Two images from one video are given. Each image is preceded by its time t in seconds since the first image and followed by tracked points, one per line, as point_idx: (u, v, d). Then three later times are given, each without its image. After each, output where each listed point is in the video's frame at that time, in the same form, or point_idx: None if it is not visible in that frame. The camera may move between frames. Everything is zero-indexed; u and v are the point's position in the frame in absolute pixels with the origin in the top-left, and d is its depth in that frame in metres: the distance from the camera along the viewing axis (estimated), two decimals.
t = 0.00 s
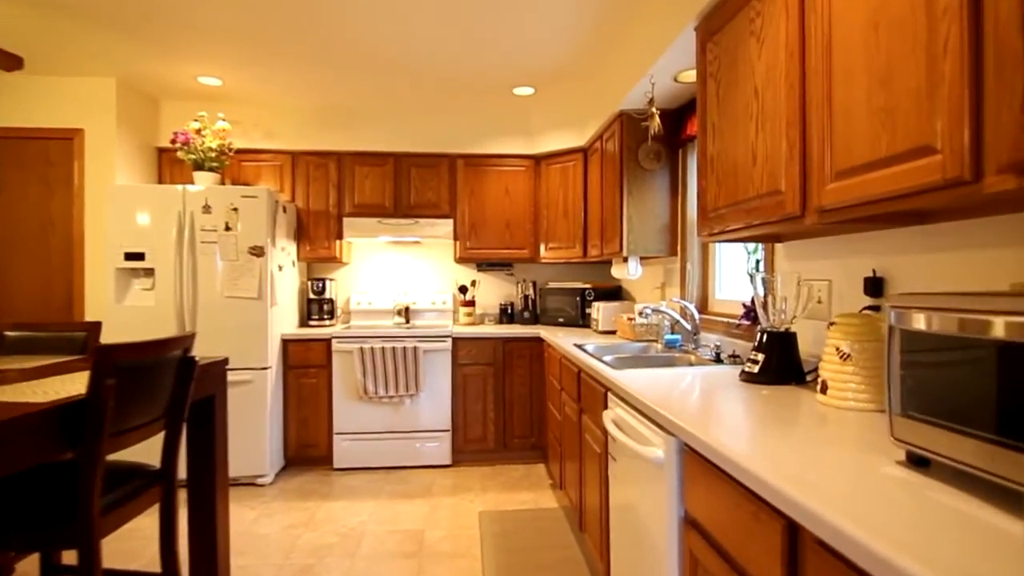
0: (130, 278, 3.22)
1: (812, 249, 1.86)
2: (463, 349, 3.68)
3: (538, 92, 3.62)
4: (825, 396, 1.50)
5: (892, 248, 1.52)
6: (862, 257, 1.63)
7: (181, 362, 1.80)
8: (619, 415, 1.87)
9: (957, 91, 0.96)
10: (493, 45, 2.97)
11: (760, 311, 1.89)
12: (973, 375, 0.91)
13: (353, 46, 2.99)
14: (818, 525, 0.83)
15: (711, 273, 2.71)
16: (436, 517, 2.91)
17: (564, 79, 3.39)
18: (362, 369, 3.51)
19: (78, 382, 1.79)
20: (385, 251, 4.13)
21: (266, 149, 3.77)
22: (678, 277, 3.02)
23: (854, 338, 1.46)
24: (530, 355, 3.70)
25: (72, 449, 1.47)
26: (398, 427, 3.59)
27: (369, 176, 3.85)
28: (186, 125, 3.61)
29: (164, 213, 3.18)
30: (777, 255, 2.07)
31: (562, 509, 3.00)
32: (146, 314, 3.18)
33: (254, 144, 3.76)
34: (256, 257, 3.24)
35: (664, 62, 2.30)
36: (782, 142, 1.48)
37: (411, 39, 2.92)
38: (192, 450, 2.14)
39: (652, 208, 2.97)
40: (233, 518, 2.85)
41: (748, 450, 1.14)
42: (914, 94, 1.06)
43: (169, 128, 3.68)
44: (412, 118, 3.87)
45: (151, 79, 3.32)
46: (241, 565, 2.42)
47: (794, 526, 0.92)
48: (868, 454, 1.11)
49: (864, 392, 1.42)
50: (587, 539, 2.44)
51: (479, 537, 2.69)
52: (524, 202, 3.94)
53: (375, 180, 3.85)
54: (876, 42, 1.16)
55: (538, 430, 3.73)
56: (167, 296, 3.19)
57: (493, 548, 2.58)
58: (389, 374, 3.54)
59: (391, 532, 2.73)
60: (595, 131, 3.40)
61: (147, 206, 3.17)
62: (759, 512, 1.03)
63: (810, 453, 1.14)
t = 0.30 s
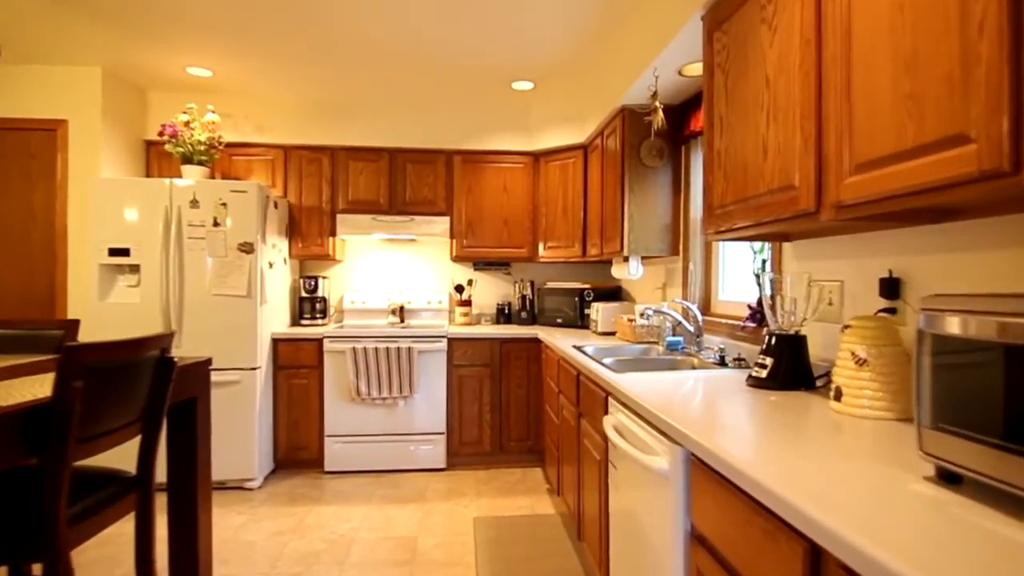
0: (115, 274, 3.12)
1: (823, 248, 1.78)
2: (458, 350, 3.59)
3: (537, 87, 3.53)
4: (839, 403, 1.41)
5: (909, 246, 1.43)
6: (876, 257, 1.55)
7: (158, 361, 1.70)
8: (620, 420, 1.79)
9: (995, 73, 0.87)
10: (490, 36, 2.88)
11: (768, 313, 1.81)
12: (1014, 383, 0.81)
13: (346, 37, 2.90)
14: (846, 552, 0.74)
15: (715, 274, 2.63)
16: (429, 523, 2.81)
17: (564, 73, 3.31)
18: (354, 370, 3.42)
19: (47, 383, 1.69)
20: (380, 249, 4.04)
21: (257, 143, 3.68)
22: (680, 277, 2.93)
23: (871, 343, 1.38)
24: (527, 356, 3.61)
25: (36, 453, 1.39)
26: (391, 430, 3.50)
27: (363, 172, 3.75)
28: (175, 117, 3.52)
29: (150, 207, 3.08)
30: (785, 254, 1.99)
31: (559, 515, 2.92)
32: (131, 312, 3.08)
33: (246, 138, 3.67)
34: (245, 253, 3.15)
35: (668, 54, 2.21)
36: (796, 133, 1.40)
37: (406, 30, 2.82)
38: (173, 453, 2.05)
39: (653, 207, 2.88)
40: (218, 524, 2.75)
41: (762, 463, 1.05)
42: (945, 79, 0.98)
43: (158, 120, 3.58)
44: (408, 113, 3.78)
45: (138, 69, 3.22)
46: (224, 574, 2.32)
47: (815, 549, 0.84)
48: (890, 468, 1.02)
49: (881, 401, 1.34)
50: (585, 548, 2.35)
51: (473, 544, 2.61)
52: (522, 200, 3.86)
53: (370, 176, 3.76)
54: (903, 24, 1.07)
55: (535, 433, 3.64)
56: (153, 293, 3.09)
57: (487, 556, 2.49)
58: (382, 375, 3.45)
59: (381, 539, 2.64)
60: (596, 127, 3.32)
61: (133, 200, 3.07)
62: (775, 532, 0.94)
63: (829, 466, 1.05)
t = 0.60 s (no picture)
0: (100, 270, 3.00)
1: (845, 246, 1.68)
2: (457, 350, 3.49)
3: (539, 79, 3.42)
4: (870, 413, 1.32)
5: (943, 245, 1.33)
6: (906, 257, 1.44)
7: (137, 363, 1.59)
8: (628, 428, 1.69)
9: None
10: (491, 26, 2.77)
11: (787, 315, 1.74)
12: None
13: (341, 25, 2.78)
14: None
15: (724, 273, 2.53)
16: (425, 531, 2.71)
17: (567, 64, 3.19)
18: (349, 370, 3.31)
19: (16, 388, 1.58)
20: (376, 245, 3.93)
21: (249, 135, 3.56)
22: (686, 276, 2.83)
23: (906, 349, 1.28)
24: (527, 356, 3.51)
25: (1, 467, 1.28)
26: (387, 432, 3.39)
27: (359, 166, 3.64)
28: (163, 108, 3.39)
29: (137, 201, 2.96)
30: (802, 253, 1.89)
31: (560, 522, 2.82)
32: (116, 310, 2.96)
33: (237, 130, 3.55)
34: (236, 249, 3.03)
35: (678, 42, 2.11)
36: (823, 121, 1.29)
37: (403, 18, 2.70)
38: (155, 460, 1.93)
39: (659, 203, 2.78)
40: (206, 531, 2.64)
41: (797, 487, 0.95)
42: (1001, 61, 0.88)
43: (146, 111, 3.46)
44: (405, 105, 3.67)
45: (124, 57, 3.09)
46: None
47: None
48: (940, 491, 0.92)
49: (916, 411, 1.25)
50: (589, 559, 2.25)
51: (471, 553, 2.50)
52: (523, 195, 3.75)
53: (366, 170, 3.64)
54: None
55: (535, 435, 3.54)
56: (139, 291, 2.97)
57: (486, 566, 2.39)
58: (378, 376, 3.34)
59: (376, 548, 2.54)
60: (599, 120, 3.21)
61: (120, 193, 2.95)
62: (817, 565, 0.84)
63: (871, 489, 0.95)
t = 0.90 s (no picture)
0: (92, 269, 2.91)
1: (873, 241, 1.59)
2: (459, 350, 3.39)
3: (543, 70, 3.31)
4: (909, 421, 1.23)
5: (988, 239, 1.23)
6: (944, 253, 1.35)
7: (122, 367, 1.50)
8: (645, 436, 1.59)
9: None
10: (495, 15, 2.66)
11: (814, 315, 1.66)
12: None
13: (338, 15, 2.67)
14: None
15: (738, 269, 2.43)
16: (428, 538, 2.61)
17: (573, 55, 3.08)
18: (348, 371, 3.22)
19: None
20: (376, 242, 3.83)
21: (245, 129, 3.46)
22: (697, 273, 2.73)
23: (950, 352, 1.19)
24: (532, 356, 3.42)
25: None
26: (388, 434, 3.30)
27: (358, 161, 3.54)
28: (156, 101, 3.29)
29: (129, 197, 2.86)
30: (825, 248, 1.80)
31: (567, 528, 2.73)
32: (108, 309, 2.87)
33: (233, 124, 3.45)
34: (231, 246, 2.93)
35: (693, 29, 2.01)
36: (860, 107, 1.19)
37: (403, 8, 2.60)
38: (145, 466, 1.84)
39: (669, 197, 2.68)
40: (201, 539, 2.55)
41: (847, 508, 0.86)
42: None
43: (139, 104, 3.36)
44: (405, 98, 3.56)
45: (116, 48, 2.99)
46: None
47: None
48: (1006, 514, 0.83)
49: (959, 420, 1.16)
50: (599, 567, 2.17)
51: (476, 560, 2.41)
52: (526, 191, 3.65)
53: (365, 165, 3.54)
54: None
55: (539, 437, 3.45)
56: (132, 290, 2.88)
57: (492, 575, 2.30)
58: (378, 377, 3.25)
59: (377, 556, 2.45)
60: (606, 112, 3.11)
61: (112, 189, 2.85)
62: None
63: (929, 509, 0.86)
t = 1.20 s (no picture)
0: (96, 267, 2.87)
1: (908, 234, 1.50)
2: (470, 349, 3.32)
3: (555, 62, 3.23)
4: (954, 426, 1.15)
5: None
6: (988, 245, 1.26)
7: (119, 369, 1.45)
8: (667, 440, 1.51)
9: None
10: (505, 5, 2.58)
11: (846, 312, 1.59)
12: None
13: (345, 7, 2.60)
14: None
15: (759, 265, 2.34)
16: (438, 542, 2.55)
17: (585, 46, 3.00)
18: (356, 371, 3.16)
19: None
20: (384, 239, 3.77)
21: (251, 125, 3.41)
22: (715, 270, 2.64)
23: (1000, 354, 1.11)
24: (544, 355, 3.34)
25: None
26: (397, 435, 3.24)
27: (366, 157, 3.48)
28: (160, 97, 3.25)
29: (133, 194, 2.82)
30: (854, 242, 1.71)
31: (582, 532, 2.65)
32: (113, 309, 2.83)
33: (238, 120, 3.40)
34: (237, 244, 2.88)
35: (713, 15, 1.92)
36: (901, 87, 1.11)
37: None
38: (146, 469, 1.79)
39: (686, 191, 2.59)
40: (208, 543, 2.50)
41: (898, 522, 0.78)
42: None
43: (143, 100, 3.32)
44: (413, 93, 3.49)
45: (118, 43, 2.94)
46: None
47: None
48: None
49: (1010, 426, 1.07)
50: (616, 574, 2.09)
51: (489, 566, 2.35)
52: (537, 186, 3.57)
53: (373, 161, 3.48)
54: None
55: (551, 438, 3.38)
56: (137, 288, 2.83)
57: None
58: (387, 377, 3.19)
59: (387, 561, 2.38)
60: (619, 104, 3.02)
61: (116, 187, 2.81)
62: None
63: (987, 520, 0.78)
